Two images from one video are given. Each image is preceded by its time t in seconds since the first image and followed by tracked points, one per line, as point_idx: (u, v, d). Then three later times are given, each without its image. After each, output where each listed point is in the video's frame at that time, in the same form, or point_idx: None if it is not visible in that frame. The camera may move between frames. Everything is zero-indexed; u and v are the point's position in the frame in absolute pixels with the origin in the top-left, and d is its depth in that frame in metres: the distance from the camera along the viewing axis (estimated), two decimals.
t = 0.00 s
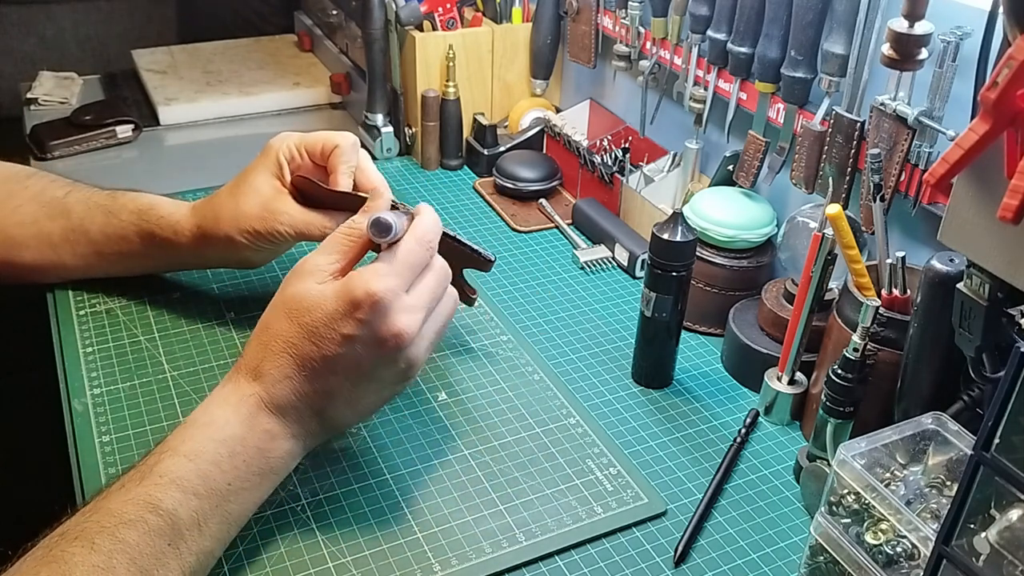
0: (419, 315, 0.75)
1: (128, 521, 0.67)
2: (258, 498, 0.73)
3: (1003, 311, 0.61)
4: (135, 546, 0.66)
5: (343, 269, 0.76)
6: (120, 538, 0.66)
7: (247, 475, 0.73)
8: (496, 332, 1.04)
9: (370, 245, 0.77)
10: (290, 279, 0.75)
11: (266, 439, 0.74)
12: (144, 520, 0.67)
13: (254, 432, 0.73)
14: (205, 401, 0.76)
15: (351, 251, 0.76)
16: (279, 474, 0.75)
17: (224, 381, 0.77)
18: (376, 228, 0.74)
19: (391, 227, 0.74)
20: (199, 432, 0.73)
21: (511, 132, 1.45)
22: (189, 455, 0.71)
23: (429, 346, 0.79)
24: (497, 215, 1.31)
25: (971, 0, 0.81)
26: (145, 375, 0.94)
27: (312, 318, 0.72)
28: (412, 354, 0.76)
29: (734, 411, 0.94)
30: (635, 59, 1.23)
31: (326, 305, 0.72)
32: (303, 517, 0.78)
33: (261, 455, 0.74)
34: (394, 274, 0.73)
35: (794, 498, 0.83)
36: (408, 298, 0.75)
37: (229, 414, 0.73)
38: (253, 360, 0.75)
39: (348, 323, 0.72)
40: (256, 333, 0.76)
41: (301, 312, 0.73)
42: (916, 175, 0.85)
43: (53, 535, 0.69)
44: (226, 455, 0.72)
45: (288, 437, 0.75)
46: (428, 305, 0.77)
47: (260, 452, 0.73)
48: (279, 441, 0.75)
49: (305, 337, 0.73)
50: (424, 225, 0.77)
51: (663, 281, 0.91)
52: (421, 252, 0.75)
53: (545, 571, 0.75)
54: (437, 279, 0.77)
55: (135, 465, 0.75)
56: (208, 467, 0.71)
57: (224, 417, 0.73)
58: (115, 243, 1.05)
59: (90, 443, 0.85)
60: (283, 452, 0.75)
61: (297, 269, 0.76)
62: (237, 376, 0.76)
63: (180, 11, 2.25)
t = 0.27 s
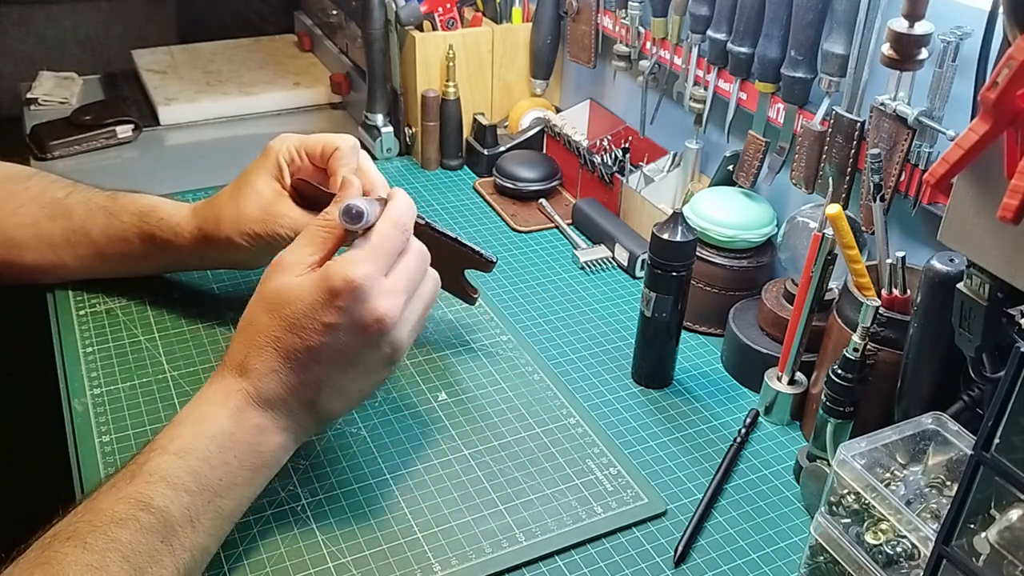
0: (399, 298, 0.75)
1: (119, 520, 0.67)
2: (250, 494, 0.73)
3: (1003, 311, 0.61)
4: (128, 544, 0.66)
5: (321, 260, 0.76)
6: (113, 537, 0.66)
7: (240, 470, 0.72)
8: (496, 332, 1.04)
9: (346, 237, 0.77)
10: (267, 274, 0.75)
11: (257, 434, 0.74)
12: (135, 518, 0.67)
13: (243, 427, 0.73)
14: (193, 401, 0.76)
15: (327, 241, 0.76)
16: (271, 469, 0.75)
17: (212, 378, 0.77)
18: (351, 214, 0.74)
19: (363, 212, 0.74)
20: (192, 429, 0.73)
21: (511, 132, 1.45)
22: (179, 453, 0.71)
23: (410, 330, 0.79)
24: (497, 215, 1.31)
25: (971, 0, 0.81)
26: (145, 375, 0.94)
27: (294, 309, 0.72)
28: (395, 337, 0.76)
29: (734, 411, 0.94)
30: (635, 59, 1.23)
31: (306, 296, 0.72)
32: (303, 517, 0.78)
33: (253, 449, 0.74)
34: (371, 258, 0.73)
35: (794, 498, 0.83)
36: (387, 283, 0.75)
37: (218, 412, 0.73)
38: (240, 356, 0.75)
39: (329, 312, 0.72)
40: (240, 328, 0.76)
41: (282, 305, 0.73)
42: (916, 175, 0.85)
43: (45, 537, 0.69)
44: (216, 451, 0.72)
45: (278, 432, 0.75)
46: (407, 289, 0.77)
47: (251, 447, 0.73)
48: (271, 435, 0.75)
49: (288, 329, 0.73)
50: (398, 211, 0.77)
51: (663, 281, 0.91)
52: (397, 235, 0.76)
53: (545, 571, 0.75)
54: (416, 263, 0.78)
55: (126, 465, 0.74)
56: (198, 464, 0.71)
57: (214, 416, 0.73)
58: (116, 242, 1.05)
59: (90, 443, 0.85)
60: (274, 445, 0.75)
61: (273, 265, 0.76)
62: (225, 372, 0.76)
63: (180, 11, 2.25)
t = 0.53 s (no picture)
0: (400, 298, 0.75)
1: (117, 523, 0.67)
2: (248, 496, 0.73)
3: (1003, 311, 0.61)
4: (126, 549, 0.66)
5: (319, 259, 0.75)
6: (111, 541, 0.66)
7: (238, 471, 0.72)
8: (496, 332, 1.04)
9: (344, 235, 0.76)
10: (263, 275, 0.75)
11: (256, 435, 0.74)
12: (133, 522, 0.67)
13: (241, 427, 0.73)
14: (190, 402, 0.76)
15: (324, 240, 0.75)
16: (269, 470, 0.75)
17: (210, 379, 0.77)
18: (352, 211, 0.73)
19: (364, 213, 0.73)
20: (189, 430, 0.72)
21: (512, 132, 1.45)
22: (175, 455, 0.71)
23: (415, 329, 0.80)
24: (497, 215, 1.31)
25: (971, 0, 0.81)
26: (145, 375, 0.94)
27: (292, 309, 0.72)
28: (398, 338, 0.77)
29: (734, 411, 0.94)
30: (635, 59, 1.23)
31: (305, 297, 0.71)
32: (303, 517, 0.78)
33: (254, 451, 0.74)
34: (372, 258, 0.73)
35: (794, 498, 0.83)
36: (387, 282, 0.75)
37: (217, 412, 0.73)
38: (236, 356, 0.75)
39: (329, 314, 0.71)
40: (238, 327, 0.75)
41: (279, 306, 0.72)
42: (916, 175, 0.85)
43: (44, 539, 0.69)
44: (215, 452, 0.72)
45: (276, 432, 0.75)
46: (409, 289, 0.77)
47: (251, 449, 0.73)
48: (270, 436, 0.75)
49: (286, 330, 0.72)
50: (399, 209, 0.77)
51: (663, 281, 0.91)
52: (399, 233, 0.76)
53: (545, 571, 0.75)
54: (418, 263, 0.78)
55: (124, 465, 0.74)
56: (197, 466, 0.71)
57: (213, 417, 0.73)
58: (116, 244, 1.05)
59: (90, 443, 0.85)
60: (273, 447, 0.75)
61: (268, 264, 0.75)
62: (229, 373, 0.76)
63: (180, 11, 2.25)
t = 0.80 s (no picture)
0: (417, 309, 0.75)
1: (122, 525, 0.67)
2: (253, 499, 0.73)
3: (1003, 311, 0.61)
4: (128, 550, 0.66)
5: (340, 265, 0.76)
6: (113, 543, 0.66)
7: (244, 475, 0.72)
8: (496, 332, 1.04)
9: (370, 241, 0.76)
10: (283, 276, 0.75)
11: (263, 438, 0.73)
12: (136, 523, 0.67)
13: (248, 430, 0.73)
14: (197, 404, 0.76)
15: (349, 246, 0.75)
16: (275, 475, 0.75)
17: (220, 380, 0.77)
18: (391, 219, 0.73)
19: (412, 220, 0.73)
20: (195, 432, 0.72)
21: (511, 132, 1.45)
22: (183, 456, 0.71)
23: (429, 339, 0.79)
24: (497, 215, 1.31)
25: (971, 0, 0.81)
26: (145, 375, 0.94)
27: (310, 313, 0.72)
28: (410, 347, 0.77)
29: (734, 411, 0.94)
30: (635, 59, 1.23)
31: (325, 298, 0.72)
32: (303, 517, 0.78)
33: (260, 453, 0.73)
34: (397, 266, 0.73)
35: (794, 498, 0.83)
36: (408, 292, 0.75)
37: (225, 415, 0.73)
38: (249, 361, 0.75)
39: (345, 318, 0.72)
40: (252, 329, 0.76)
41: (299, 307, 0.73)
42: (916, 175, 0.85)
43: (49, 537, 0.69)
44: (220, 456, 0.71)
45: (285, 436, 0.75)
46: (428, 299, 0.77)
47: (257, 451, 0.73)
48: (277, 439, 0.74)
49: (300, 332, 0.73)
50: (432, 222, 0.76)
51: (662, 282, 0.91)
52: (427, 248, 0.75)
53: (545, 571, 0.75)
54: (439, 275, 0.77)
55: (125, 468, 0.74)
56: (203, 469, 0.70)
57: (219, 419, 0.73)
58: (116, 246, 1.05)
59: (90, 443, 0.85)
60: (280, 450, 0.75)
61: (290, 266, 0.76)
62: (231, 374, 0.76)
63: (180, 11, 2.25)
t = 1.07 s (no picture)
0: (437, 332, 0.73)
1: (123, 531, 0.67)
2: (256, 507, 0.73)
3: (1003, 311, 0.61)
4: (129, 557, 0.66)
5: (367, 277, 0.75)
6: (114, 549, 0.66)
7: (248, 482, 0.72)
8: (496, 332, 1.04)
9: (402, 258, 0.75)
10: (311, 281, 0.75)
11: (269, 447, 0.73)
12: (139, 531, 0.67)
13: (255, 437, 0.73)
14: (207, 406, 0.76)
15: (381, 260, 0.75)
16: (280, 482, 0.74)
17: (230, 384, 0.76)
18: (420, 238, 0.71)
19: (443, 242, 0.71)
20: (202, 438, 0.72)
21: (511, 132, 1.45)
22: (190, 463, 0.71)
23: (448, 365, 0.77)
24: (497, 215, 1.31)
25: (971, 0, 0.81)
26: (145, 375, 0.94)
27: (326, 325, 0.72)
28: (424, 372, 0.74)
29: (734, 411, 0.94)
30: (635, 59, 1.23)
31: (343, 312, 0.71)
32: (303, 517, 0.78)
33: (267, 462, 0.73)
34: (422, 288, 0.71)
35: (794, 498, 0.83)
36: (430, 314, 0.73)
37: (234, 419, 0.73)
38: (259, 365, 0.75)
39: (361, 334, 0.71)
40: (269, 335, 0.76)
41: (317, 318, 0.72)
42: (916, 175, 0.85)
43: (51, 538, 0.69)
44: (226, 463, 0.71)
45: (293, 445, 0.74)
46: (451, 324, 0.75)
47: (263, 460, 0.73)
48: (284, 449, 0.74)
49: (314, 343, 0.72)
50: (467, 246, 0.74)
51: (663, 281, 0.91)
52: (456, 274, 0.72)
53: (545, 571, 0.75)
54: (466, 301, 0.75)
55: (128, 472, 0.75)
56: (208, 477, 0.70)
57: (227, 422, 0.73)
58: (116, 245, 1.05)
59: (90, 443, 0.85)
60: (286, 460, 0.74)
61: (319, 271, 0.76)
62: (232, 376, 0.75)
63: (180, 11, 2.25)
